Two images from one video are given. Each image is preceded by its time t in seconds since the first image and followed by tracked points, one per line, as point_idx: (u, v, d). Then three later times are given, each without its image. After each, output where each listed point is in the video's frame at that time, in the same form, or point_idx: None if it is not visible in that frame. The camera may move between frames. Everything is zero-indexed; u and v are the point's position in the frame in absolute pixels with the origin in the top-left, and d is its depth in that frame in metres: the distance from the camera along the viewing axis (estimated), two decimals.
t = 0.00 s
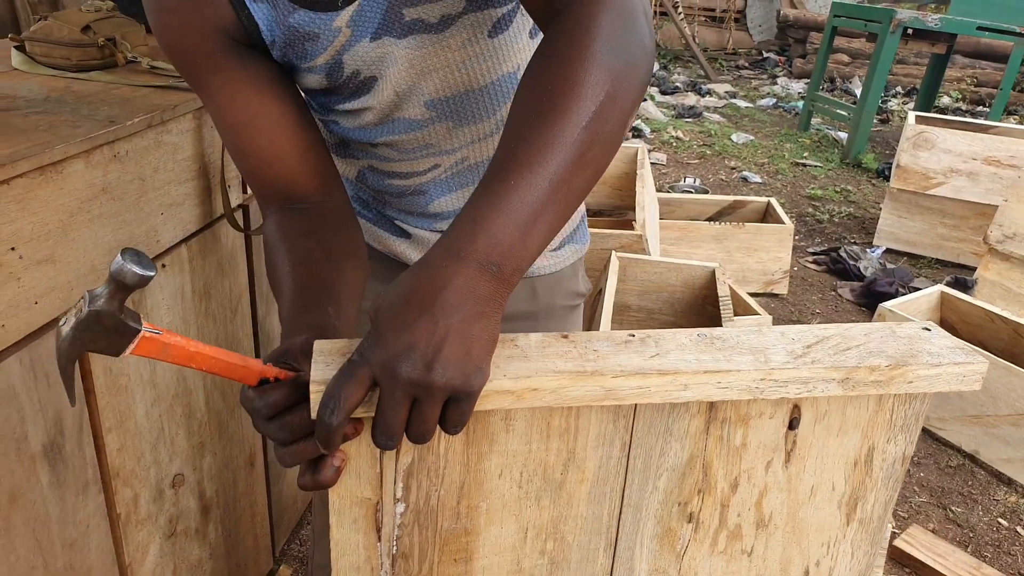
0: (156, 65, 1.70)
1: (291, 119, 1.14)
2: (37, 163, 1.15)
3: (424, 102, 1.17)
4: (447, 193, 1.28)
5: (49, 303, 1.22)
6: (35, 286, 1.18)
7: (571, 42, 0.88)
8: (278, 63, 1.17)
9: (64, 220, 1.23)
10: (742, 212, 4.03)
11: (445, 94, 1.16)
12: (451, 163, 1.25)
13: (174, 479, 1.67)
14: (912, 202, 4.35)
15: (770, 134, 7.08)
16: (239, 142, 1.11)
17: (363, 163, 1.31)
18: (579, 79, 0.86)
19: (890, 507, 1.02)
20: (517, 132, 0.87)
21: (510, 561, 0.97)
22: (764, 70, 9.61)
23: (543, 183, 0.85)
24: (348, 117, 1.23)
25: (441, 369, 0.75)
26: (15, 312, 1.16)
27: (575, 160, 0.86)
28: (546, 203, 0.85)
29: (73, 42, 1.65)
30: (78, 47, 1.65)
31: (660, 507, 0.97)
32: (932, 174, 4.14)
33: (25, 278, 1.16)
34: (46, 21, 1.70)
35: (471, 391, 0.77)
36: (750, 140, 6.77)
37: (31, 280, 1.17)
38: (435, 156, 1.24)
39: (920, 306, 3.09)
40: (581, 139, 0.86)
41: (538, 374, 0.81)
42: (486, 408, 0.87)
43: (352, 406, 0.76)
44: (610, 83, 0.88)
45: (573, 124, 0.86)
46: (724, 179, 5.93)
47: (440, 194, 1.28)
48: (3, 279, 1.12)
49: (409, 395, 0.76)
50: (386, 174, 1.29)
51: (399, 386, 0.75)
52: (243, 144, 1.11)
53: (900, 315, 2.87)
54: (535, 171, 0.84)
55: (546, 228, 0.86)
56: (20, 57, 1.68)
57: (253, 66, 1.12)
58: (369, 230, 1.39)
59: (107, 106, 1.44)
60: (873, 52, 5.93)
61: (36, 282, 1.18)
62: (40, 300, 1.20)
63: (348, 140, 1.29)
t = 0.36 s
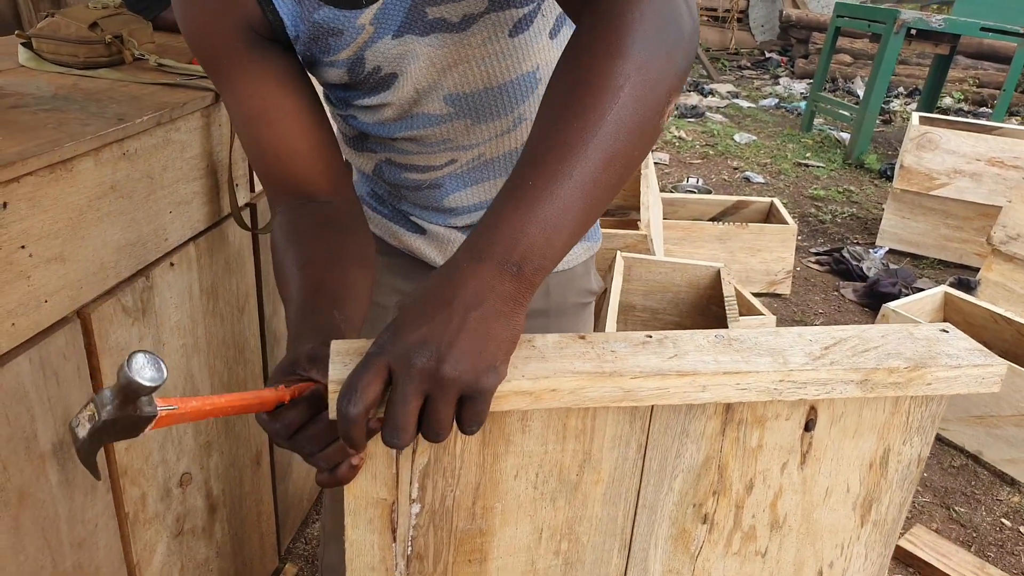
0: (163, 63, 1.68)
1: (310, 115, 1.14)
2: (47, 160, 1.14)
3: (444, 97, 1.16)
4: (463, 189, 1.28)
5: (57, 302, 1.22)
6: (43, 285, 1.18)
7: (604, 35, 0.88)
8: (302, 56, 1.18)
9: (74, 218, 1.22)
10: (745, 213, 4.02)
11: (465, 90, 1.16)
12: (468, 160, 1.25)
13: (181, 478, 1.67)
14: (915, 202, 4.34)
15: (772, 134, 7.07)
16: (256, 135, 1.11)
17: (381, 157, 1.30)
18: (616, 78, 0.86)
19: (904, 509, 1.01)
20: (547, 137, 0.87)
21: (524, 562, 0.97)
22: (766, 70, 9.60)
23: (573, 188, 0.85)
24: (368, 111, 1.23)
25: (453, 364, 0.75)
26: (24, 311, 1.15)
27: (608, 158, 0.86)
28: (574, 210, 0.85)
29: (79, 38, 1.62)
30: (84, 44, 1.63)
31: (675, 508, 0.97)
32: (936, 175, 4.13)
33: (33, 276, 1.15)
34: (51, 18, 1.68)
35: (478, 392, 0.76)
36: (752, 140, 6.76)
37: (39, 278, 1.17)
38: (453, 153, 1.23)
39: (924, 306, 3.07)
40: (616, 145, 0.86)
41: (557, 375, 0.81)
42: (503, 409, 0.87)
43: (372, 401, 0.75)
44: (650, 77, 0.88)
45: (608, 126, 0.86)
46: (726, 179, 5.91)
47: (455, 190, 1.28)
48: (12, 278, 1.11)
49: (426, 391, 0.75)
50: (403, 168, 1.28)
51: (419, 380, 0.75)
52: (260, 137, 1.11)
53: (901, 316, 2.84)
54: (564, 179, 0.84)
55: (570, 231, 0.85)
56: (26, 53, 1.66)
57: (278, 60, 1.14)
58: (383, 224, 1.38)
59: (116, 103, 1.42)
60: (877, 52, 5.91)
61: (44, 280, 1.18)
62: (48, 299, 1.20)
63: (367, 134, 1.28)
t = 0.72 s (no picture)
0: (159, 53, 1.68)
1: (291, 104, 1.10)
2: (42, 154, 1.15)
3: (428, 79, 1.14)
4: (442, 179, 1.23)
5: (54, 297, 1.23)
6: (40, 280, 1.19)
7: None
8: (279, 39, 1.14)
9: (70, 211, 1.23)
10: (740, 204, 4.04)
11: (450, 72, 1.14)
12: (449, 148, 1.21)
13: (179, 471, 1.68)
14: (908, 194, 4.37)
15: (767, 126, 7.09)
16: (234, 126, 1.06)
17: (354, 148, 1.24)
18: None
19: (897, 494, 1.03)
20: None
21: (527, 549, 0.99)
22: (761, 61, 9.61)
23: None
24: (343, 98, 1.18)
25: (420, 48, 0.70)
26: (21, 306, 1.17)
27: None
28: None
29: (74, 29, 1.61)
30: (78, 34, 1.62)
31: (675, 495, 0.99)
32: (929, 167, 4.15)
33: (30, 271, 1.16)
34: (42, 7, 1.67)
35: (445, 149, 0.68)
36: (746, 132, 6.78)
37: (36, 274, 1.17)
38: (433, 140, 1.20)
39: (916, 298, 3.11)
40: None
41: (559, 363, 0.82)
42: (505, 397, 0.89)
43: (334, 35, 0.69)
44: None
45: None
46: (721, 171, 5.93)
47: (434, 180, 1.23)
48: (9, 273, 1.12)
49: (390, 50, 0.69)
50: (380, 157, 1.22)
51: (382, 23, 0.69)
52: (238, 127, 1.06)
53: (896, 307, 2.92)
54: None
55: None
56: (19, 43, 1.64)
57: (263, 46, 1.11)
58: (356, 219, 1.31)
59: (112, 96, 1.42)
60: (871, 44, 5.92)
61: (41, 276, 1.19)
62: (45, 294, 1.21)
63: (340, 123, 1.22)
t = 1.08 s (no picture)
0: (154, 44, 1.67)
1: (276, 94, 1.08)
2: (38, 145, 1.13)
3: (416, 69, 1.13)
4: (428, 168, 1.23)
5: (51, 288, 1.22)
6: (38, 271, 1.18)
7: None
8: (265, 25, 1.12)
9: (67, 203, 1.22)
10: (735, 197, 4.04)
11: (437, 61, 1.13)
12: (435, 137, 1.21)
13: (176, 464, 1.67)
14: (902, 187, 4.38)
15: (761, 119, 7.09)
16: (218, 116, 1.04)
17: (337, 139, 1.22)
18: None
19: (898, 487, 1.03)
20: None
21: (529, 542, 0.98)
22: (754, 54, 9.60)
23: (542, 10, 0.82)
24: (327, 88, 1.16)
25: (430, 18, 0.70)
26: (20, 298, 1.15)
27: (587, 35, 0.86)
28: (546, 20, 0.82)
29: (68, 18, 1.59)
30: (73, 25, 1.59)
31: (677, 488, 0.99)
32: (923, 160, 4.16)
33: (27, 263, 1.15)
34: None
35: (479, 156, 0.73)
36: (740, 125, 6.77)
37: (33, 265, 1.16)
38: (418, 130, 1.19)
39: (909, 291, 3.08)
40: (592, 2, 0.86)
41: (564, 356, 0.82)
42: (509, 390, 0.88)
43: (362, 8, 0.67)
44: None
45: None
46: (715, 164, 5.92)
47: (419, 169, 1.23)
48: (6, 265, 1.11)
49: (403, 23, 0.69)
50: (365, 148, 1.21)
51: None
52: (222, 117, 1.04)
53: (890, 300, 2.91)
54: None
55: (536, 43, 0.82)
56: (13, 34, 1.62)
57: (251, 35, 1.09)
58: (338, 210, 1.30)
59: (107, 86, 1.40)
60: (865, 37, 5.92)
61: (37, 267, 1.17)
62: (43, 285, 1.20)
63: (322, 113, 1.21)
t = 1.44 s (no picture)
0: (158, 33, 1.66)
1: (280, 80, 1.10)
2: (44, 132, 1.13)
3: (414, 64, 1.15)
4: (427, 159, 1.26)
5: (55, 276, 1.22)
6: (42, 259, 1.18)
7: (581, 93, 0.99)
8: (268, 19, 1.15)
9: (71, 191, 1.22)
10: (736, 193, 4.03)
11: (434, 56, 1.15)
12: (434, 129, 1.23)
13: (178, 454, 1.68)
14: (903, 183, 4.36)
15: (762, 114, 7.07)
16: (223, 99, 1.06)
17: (340, 127, 1.26)
18: (597, 112, 0.98)
19: (903, 480, 1.03)
20: (543, 163, 0.95)
21: (535, 531, 0.99)
22: (756, 50, 9.58)
23: (577, 187, 0.94)
24: (329, 79, 1.19)
25: (517, 287, 0.80)
26: (24, 286, 1.16)
27: (611, 163, 0.99)
28: (583, 193, 0.95)
29: (72, 6, 1.58)
30: (77, 12, 1.58)
31: (682, 478, 0.99)
32: (925, 156, 4.14)
33: (32, 251, 1.15)
34: None
35: (517, 317, 0.81)
36: (742, 120, 6.76)
37: (38, 253, 1.16)
38: (417, 121, 1.22)
39: (910, 288, 3.06)
40: (603, 142, 0.97)
41: (573, 344, 0.82)
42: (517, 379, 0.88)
43: (437, 273, 0.77)
44: (620, 107, 1.00)
45: (593, 140, 0.97)
46: (716, 159, 5.91)
47: (419, 159, 1.26)
48: (11, 252, 1.11)
49: (490, 305, 0.79)
50: (365, 137, 1.24)
51: (469, 247, 0.78)
52: (226, 101, 1.06)
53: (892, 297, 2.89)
54: (568, 177, 0.94)
55: (586, 217, 0.96)
56: (18, 22, 1.61)
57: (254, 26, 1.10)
58: (344, 198, 1.34)
59: (112, 75, 1.40)
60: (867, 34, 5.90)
61: (42, 255, 1.18)
62: (47, 273, 1.20)
63: (326, 102, 1.24)
